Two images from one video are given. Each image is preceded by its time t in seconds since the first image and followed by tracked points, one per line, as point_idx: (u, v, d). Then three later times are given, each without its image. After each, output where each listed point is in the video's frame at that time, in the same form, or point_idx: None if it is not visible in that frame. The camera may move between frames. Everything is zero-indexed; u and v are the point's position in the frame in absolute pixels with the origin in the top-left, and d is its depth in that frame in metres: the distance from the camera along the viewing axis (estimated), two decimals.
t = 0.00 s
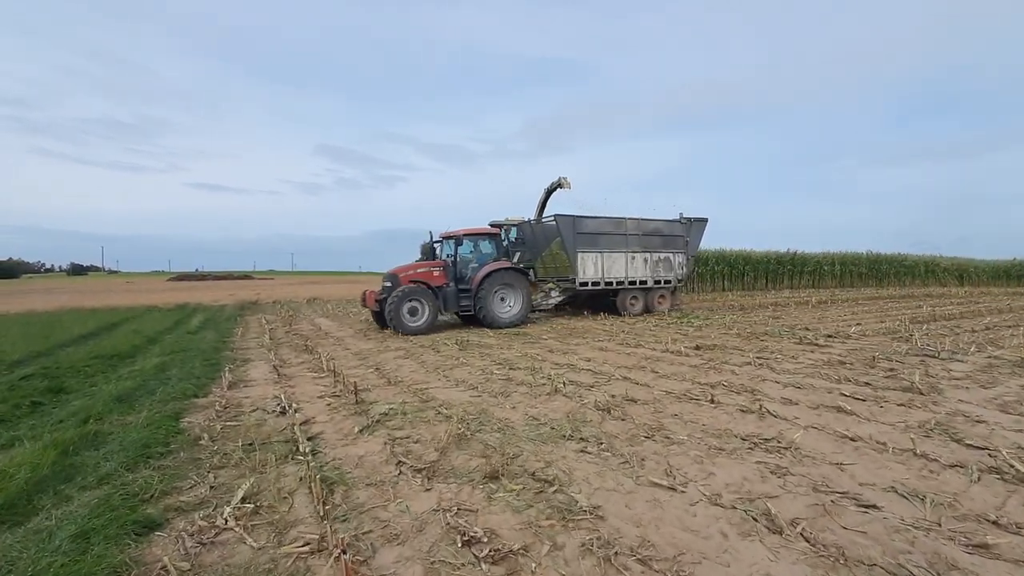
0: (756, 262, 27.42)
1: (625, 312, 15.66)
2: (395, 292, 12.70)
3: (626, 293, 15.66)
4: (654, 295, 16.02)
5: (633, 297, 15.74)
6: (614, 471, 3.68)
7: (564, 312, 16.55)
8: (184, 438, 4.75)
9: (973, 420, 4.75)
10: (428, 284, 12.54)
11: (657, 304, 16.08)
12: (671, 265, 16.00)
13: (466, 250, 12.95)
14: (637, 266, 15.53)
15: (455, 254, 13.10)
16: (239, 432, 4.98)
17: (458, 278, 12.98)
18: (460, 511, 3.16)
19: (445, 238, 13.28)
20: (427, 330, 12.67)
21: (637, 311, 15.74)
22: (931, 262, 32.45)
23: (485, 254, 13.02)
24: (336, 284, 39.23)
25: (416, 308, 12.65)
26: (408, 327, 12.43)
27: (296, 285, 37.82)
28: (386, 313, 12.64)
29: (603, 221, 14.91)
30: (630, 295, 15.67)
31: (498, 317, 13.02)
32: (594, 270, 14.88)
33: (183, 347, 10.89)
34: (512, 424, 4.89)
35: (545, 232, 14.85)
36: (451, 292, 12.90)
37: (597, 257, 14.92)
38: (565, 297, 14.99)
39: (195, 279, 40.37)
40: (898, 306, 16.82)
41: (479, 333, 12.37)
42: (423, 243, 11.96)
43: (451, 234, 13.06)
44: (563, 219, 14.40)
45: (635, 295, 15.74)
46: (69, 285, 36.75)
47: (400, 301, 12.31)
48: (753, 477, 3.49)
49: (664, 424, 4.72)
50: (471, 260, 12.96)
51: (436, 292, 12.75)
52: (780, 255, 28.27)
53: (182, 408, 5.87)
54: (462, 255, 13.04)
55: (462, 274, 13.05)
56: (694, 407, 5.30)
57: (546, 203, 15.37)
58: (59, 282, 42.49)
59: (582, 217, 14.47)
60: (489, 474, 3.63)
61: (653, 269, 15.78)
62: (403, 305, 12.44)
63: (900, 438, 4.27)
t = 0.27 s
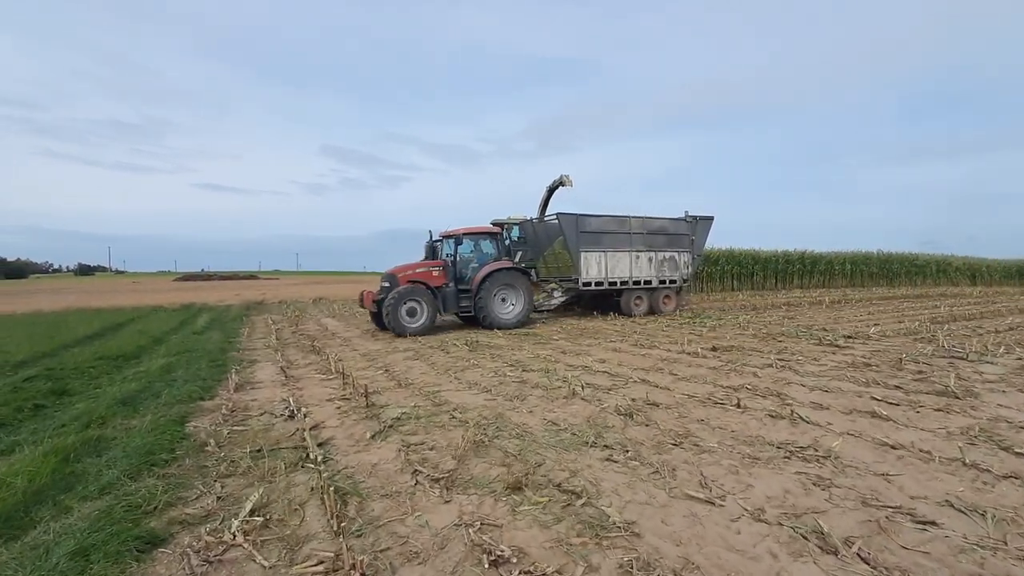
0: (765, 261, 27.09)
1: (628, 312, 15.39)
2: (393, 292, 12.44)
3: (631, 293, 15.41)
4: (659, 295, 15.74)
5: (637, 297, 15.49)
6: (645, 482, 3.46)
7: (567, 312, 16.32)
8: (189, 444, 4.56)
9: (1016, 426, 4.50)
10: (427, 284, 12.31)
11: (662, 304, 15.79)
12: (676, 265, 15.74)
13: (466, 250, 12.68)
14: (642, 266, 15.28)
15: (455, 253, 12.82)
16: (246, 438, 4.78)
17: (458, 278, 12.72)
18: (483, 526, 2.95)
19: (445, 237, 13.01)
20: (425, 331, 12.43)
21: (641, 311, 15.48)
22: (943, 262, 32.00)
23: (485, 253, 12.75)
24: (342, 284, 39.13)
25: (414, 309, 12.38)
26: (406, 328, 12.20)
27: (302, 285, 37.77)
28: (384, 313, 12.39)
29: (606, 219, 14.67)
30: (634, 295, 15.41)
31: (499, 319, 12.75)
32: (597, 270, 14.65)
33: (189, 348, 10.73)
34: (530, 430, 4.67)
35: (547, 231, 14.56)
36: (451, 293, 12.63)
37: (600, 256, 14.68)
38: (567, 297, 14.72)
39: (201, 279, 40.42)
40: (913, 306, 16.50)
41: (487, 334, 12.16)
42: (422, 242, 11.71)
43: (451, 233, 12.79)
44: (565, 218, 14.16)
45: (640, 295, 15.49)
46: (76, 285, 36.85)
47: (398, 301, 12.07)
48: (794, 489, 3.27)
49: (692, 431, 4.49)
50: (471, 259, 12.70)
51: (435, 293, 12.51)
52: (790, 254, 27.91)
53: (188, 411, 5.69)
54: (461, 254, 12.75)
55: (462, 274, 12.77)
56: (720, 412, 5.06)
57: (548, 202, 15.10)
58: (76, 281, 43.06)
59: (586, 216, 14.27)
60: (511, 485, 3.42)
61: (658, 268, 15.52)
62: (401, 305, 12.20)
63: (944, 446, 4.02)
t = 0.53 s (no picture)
0: (774, 261, 26.78)
1: (631, 313, 15.11)
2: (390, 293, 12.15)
3: (634, 293, 15.16)
4: (662, 296, 15.48)
5: (641, 299, 15.22)
6: (678, 496, 3.25)
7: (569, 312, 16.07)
8: (193, 452, 4.36)
9: None
10: (425, 284, 12.04)
11: (666, 305, 15.53)
12: (680, 265, 15.50)
13: (465, 249, 12.44)
14: (646, 266, 15.04)
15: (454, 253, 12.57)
16: (253, 445, 4.58)
17: (457, 278, 12.47)
18: (508, 547, 2.74)
19: (443, 237, 12.75)
20: (423, 333, 12.18)
21: (644, 313, 15.20)
22: (952, 262, 31.61)
23: (485, 253, 12.53)
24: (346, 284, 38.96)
25: (412, 309, 12.11)
26: (404, 329, 11.93)
27: (306, 285, 37.64)
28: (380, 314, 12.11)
29: (608, 218, 14.43)
30: (637, 296, 15.15)
31: (499, 320, 12.55)
32: (599, 269, 14.41)
33: (193, 349, 10.55)
34: (549, 438, 4.45)
35: (549, 231, 14.29)
36: (450, 293, 12.38)
37: (602, 256, 14.44)
38: (569, 298, 14.45)
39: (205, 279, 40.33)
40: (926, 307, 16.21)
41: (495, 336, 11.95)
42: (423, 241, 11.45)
43: (450, 232, 12.55)
44: (566, 216, 13.91)
45: (644, 296, 15.23)
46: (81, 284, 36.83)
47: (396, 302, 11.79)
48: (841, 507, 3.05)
49: (720, 440, 4.26)
50: (470, 259, 12.46)
51: (433, 294, 12.23)
52: (798, 254, 27.59)
53: (192, 416, 5.49)
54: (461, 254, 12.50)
55: (461, 274, 12.53)
56: (746, 420, 4.83)
57: (549, 201, 14.84)
58: (81, 280, 43.08)
59: (588, 215, 14.04)
60: (535, 500, 3.21)
61: (662, 268, 15.28)
62: (399, 306, 11.92)
63: (992, 458, 3.79)
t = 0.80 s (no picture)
0: (779, 261, 26.53)
1: (632, 314, 14.88)
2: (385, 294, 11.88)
3: (635, 294, 14.94)
4: (664, 296, 15.26)
5: (642, 299, 15.01)
6: (710, 511, 3.04)
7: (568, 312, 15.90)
8: (192, 462, 4.15)
9: None
10: (420, 285, 11.81)
11: (667, 305, 15.30)
12: (682, 265, 15.27)
13: (463, 249, 12.21)
14: (647, 266, 14.80)
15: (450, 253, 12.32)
16: (254, 454, 4.36)
17: (454, 278, 12.22)
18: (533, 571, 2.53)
19: (440, 236, 12.50)
20: (419, 334, 11.94)
21: (645, 313, 14.98)
22: (959, 261, 31.34)
23: (483, 253, 12.31)
24: (348, 283, 38.75)
25: (407, 311, 11.84)
26: (399, 331, 11.68)
27: (308, 284, 37.47)
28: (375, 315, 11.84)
29: (609, 217, 14.20)
30: (638, 296, 14.94)
31: (497, 321, 12.32)
32: (599, 269, 14.18)
33: (194, 350, 10.34)
34: (566, 447, 4.23)
35: (549, 230, 14.05)
36: (446, 294, 12.12)
37: (602, 255, 14.21)
38: (568, 298, 14.26)
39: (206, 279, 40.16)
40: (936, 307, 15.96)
41: (500, 337, 11.75)
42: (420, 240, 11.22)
43: (447, 231, 12.30)
44: (565, 215, 13.67)
45: (645, 296, 15.02)
46: (84, 284, 36.75)
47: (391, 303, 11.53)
48: (890, 527, 2.83)
49: (746, 449, 4.05)
50: (467, 259, 12.23)
51: (430, 294, 11.98)
52: (803, 253, 27.34)
53: (191, 422, 5.29)
54: (458, 254, 12.25)
55: (458, 274, 12.26)
56: (771, 427, 4.61)
57: (548, 200, 14.61)
58: (83, 279, 42.98)
59: (588, 213, 13.80)
60: (558, 517, 3.00)
61: (664, 268, 15.05)
62: (394, 307, 11.65)
63: None
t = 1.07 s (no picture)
0: (784, 260, 26.28)
1: (633, 314, 14.65)
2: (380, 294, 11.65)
3: (637, 294, 14.69)
4: (666, 296, 15.03)
5: (644, 299, 14.77)
6: (748, 530, 2.82)
7: (569, 312, 15.69)
8: (189, 471, 3.92)
9: None
10: (416, 285, 11.60)
11: (669, 306, 15.06)
12: (685, 264, 15.04)
13: (460, 248, 11.98)
14: (649, 265, 14.56)
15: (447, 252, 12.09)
16: (254, 463, 4.13)
17: (451, 278, 11.98)
18: None
19: (437, 235, 12.28)
20: (416, 336, 11.68)
21: (647, 314, 14.75)
22: (964, 260, 31.08)
23: (480, 253, 12.09)
24: (348, 283, 38.51)
25: (403, 312, 11.59)
26: (395, 333, 11.44)
27: (308, 284, 37.23)
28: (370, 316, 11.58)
29: (609, 215, 13.96)
30: (640, 296, 14.70)
31: (495, 322, 12.07)
32: (600, 269, 13.93)
33: (192, 351, 10.10)
34: (584, 455, 4.01)
35: (549, 229, 13.89)
36: (442, 295, 11.87)
37: (602, 254, 13.95)
38: (568, 299, 14.05)
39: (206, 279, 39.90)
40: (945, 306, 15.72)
41: (504, 337, 11.52)
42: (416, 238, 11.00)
43: (444, 230, 12.08)
44: (565, 213, 13.39)
45: (646, 297, 14.79)
46: (83, 283, 36.54)
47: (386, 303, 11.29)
48: (945, 548, 2.62)
49: (775, 458, 3.82)
50: (465, 258, 12.01)
51: (426, 294, 11.73)
52: (808, 253, 27.09)
53: (188, 428, 5.06)
54: (455, 253, 12.01)
55: (455, 274, 12.02)
56: (796, 433, 4.39)
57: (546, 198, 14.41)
58: (82, 279, 42.79)
59: (588, 212, 13.55)
60: (583, 536, 2.77)
61: (666, 268, 14.81)
62: (389, 308, 11.41)
63: None
